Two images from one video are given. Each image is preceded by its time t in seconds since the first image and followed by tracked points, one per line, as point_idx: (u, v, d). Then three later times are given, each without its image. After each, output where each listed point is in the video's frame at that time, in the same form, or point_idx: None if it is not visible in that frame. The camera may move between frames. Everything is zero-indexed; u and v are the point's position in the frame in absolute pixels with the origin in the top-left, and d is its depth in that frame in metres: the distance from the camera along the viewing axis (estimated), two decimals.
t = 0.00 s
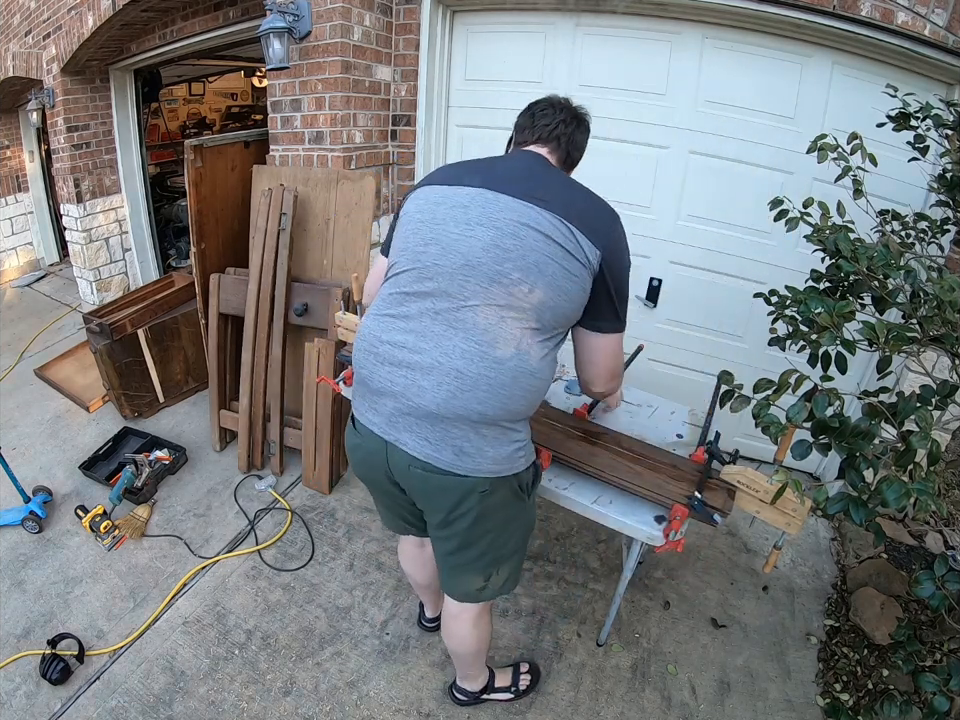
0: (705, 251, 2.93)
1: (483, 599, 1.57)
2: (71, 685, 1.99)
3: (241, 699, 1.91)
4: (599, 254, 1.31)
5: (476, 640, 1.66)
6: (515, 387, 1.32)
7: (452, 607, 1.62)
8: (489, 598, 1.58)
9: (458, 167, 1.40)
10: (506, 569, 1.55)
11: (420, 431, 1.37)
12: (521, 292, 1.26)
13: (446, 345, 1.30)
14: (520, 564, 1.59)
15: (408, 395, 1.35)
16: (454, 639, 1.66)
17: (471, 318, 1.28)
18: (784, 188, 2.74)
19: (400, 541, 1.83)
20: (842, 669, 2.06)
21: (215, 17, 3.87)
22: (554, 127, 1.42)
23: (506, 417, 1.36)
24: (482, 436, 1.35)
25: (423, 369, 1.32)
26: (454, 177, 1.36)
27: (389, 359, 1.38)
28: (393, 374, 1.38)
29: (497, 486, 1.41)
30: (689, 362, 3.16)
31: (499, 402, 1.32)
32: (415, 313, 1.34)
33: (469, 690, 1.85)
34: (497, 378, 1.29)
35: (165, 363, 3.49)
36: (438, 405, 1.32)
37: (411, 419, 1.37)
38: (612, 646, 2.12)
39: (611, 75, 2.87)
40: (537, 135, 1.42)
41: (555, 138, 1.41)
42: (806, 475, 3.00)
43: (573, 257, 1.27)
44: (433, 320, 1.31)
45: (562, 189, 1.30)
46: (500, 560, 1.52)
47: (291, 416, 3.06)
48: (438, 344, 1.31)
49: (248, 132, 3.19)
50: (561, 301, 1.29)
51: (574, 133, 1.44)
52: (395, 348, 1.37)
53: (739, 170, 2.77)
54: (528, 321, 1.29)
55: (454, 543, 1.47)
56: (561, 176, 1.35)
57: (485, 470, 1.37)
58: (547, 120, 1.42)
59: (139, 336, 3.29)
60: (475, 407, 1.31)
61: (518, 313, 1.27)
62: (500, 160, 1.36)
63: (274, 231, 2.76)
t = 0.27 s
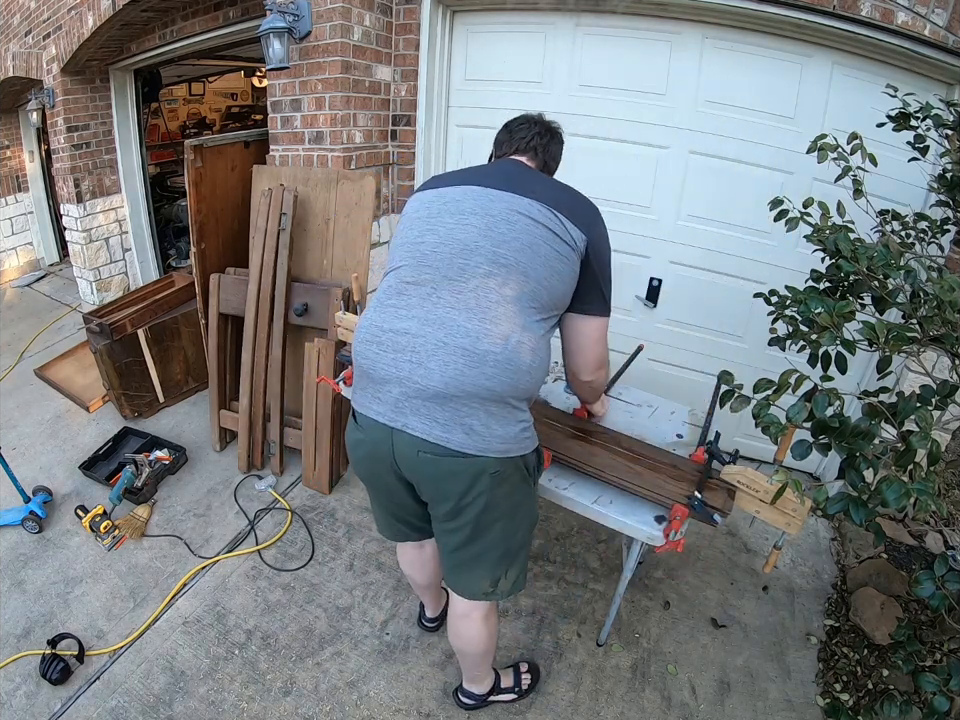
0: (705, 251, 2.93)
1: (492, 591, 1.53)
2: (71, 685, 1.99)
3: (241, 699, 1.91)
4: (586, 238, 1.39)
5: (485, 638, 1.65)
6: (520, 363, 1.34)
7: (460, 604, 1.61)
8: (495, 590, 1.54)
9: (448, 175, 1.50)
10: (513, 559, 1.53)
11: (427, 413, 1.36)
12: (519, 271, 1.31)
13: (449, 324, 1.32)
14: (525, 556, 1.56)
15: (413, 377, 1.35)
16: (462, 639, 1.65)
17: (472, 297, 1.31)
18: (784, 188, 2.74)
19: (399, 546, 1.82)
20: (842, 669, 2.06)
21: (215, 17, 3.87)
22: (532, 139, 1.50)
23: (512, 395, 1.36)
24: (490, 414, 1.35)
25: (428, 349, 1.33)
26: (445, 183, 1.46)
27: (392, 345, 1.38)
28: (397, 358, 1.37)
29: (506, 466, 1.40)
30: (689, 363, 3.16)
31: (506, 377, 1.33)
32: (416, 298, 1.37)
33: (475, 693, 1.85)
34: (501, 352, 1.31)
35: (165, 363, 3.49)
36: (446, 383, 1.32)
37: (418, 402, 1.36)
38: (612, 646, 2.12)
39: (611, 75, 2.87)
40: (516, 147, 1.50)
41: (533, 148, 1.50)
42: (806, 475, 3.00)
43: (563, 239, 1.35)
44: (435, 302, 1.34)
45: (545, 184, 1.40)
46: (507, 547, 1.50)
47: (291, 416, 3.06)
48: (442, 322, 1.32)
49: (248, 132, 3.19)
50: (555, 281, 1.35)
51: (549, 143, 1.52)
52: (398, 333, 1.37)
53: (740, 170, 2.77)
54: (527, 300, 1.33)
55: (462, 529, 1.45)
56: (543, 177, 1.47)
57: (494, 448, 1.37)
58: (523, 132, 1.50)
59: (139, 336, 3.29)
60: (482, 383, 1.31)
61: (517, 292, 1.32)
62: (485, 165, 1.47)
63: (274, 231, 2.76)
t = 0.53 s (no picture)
0: (705, 251, 2.93)
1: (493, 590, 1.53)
2: (71, 685, 1.99)
3: (241, 699, 1.91)
4: (585, 235, 1.40)
5: (488, 636, 1.66)
6: (519, 357, 1.34)
7: (462, 602, 1.61)
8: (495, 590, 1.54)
9: (448, 177, 1.53)
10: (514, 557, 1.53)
11: (426, 406, 1.36)
12: (518, 265, 1.32)
13: (449, 317, 1.32)
14: (525, 555, 1.57)
15: (413, 370, 1.34)
16: (465, 637, 1.65)
17: (472, 290, 1.31)
18: (784, 188, 2.74)
19: (399, 543, 1.83)
20: (842, 669, 2.06)
21: (215, 17, 3.87)
22: (522, 143, 1.52)
23: (511, 389, 1.36)
24: (490, 408, 1.35)
25: (428, 341, 1.33)
26: (446, 183, 1.48)
27: (392, 339, 1.38)
28: (396, 352, 1.37)
29: (506, 463, 1.40)
30: (689, 362, 3.16)
31: (505, 370, 1.32)
32: (416, 292, 1.37)
33: (475, 693, 1.84)
34: (500, 345, 1.31)
35: (165, 363, 3.49)
36: (445, 376, 1.31)
37: (418, 396, 1.36)
38: (612, 645, 2.12)
39: (611, 75, 2.87)
40: (508, 153, 1.52)
41: (525, 151, 1.51)
42: (806, 476, 3.00)
43: (561, 235, 1.36)
44: (435, 296, 1.35)
45: (544, 184, 1.43)
46: (507, 546, 1.50)
47: (291, 416, 3.06)
48: (441, 316, 1.32)
49: (248, 132, 3.19)
50: (554, 277, 1.36)
51: (542, 144, 1.53)
52: (398, 327, 1.37)
53: (740, 169, 2.77)
54: (527, 294, 1.34)
55: (461, 527, 1.45)
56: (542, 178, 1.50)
57: (493, 443, 1.36)
58: (514, 138, 1.53)
59: (139, 336, 3.29)
60: (481, 376, 1.31)
61: (517, 285, 1.32)
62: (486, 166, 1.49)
63: (274, 231, 2.76)
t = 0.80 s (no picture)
0: (705, 251, 2.93)
1: (487, 593, 1.53)
2: (71, 685, 1.99)
3: (241, 699, 1.91)
4: (583, 239, 1.39)
5: (487, 637, 1.66)
6: (511, 362, 1.33)
7: (461, 602, 1.61)
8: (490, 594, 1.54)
9: (447, 177, 1.52)
10: (508, 562, 1.53)
11: (418, 408, 1.36)
12: (513, 269, 1.31)
13: (441, 322, 1.32)
14: (520, 560, 1.57)
15: (404, 373, 1.35)
16: (464, 637, 1.65)
17: (465, 294, 1.31)
18: (784, 188, 2.74)
19: (399, 542, 1.83)
20: (842, 669, 2.06)
21: (215, 18, 3.87)
22: (521, 140, 1.52)
23: (503, 394, 1.36)
24: (481, 412, 1.35)
25: (419, 345, 1.33)
26: (445, 183, 1.47)
27: (385, 341, 1.39)
28: (389, 354, 1.38)
29: (499, 467, 1.41)
30: (689, 362, 3.16)
31: (496, 375, 1.32)
32: (410, 295, 1.37)
33: (475, 693, 1.84)
34: (492, 351, 1.31)
35: (165, 363, 3.49)
36: (436, 381, 1.32)
37: (409, 399, 1.37)
38: (612, 646, 2.12)
39: (611, 75, 2.87)
40: (508, 151, 1.53)
41: (524, 148, 1.51)
42: (805, 476, 3.00)
43: (558, 239, 1.35)
44: (428, 299, 1.35)
45: (543, 185, 1.41)
46: (502, 550, 1.50)
47: (291, 416, 3.06)
48: (434, 320, 1.32)
49: (248, 132, 3.19)
50: (550, 280, 1.35)
51: (541, 138, 1.52)
52: (391, 330, 1.38)
53: (739, 169, 2.77)
54: (520, 298, 1.33)
55: (455, 530, 1.45)
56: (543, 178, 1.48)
57: (485, 447, 1.37)
58: (513, 136, 1.53)
59: (139, 336, 3.29)
60: (471, 381, 1.31)
61: (510, 290, 1.32)
62: (485, 165, 1.48)
63: (274, 231, 2.76)
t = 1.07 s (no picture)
0: (705, 251, 2.93)
1: (485, 598, 1.53)
2: (71, 685, 1.99)
3: (241, 699, 1.91)
4: (584, 244, 1.38)
5: (486, 639, 1.66)
6: (511, 369, 1.33)
7: (460, 605, 1.61)
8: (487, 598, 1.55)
9: (448, 177, 1.50)
10: (506, 567, 1.53)
11: (416, 414, 1.37)
12: (513, 275, 1.31)
13: (440, 328, 1.32)
14: (517, 564, 1.57)
15: (403, 379, 1.35)
16: (463, 639, 1.65)
17: (464, 301, 1.31)
18: (784, 188, 2.74)
19: (398, 543, 1.83)
20: (842, 669, 2.06)
21: (215, 18, 3.87)
22: (522, 138, 1.51)
23: (501, 400, 1.36)
24: (479, 420, 1.35)
25: (418, 352, 1.33)
26: (447, 184, 1.46)
27: (384, 346, 1.39)
28: (388, 360, 1.38)
29: (496, 473, 1.41)
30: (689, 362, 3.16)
31: (495, 382, 1.32)
32: (409, 300, 1.37)
33: (474, 694, 1.84)
34: (490, 359, 1.31)
35: (165, 363, 3.49)
36: (434, 388, 1.32)
37: (407, 405, 1.37)
38: (612, 646, 2.12)
39: (611, 75, 2.87)
40: (509, 149, 1.53)
41: (526, 146, 1.50)
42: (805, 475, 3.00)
43: (559, 244, 1.34)
44: (427, 305, 1.34)
45: (546, 188, 1.40)
46: (499, 555, 1.50)
47: (291, 416, 3.06)
48: (432, 326, 1.32)
49: (248, 132, 3.19)
50: (551, 287, 1.34)
51: (541, 134, 1.51)
52: (390, 335, 1.38)
53: (739, 169, 2.77)
54: (520, 305, 1.33)
55: (452, 535, 1.46)
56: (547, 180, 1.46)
57: (483, 454, 1.37)
58: (514, 133, 1.53)
59: (139, 336, 3.30)
60: (470, 388, 1.31)
61: (510, 297, 1.31)
62: (488, 165, 1.46)
63: (274, 231, 2.76)
